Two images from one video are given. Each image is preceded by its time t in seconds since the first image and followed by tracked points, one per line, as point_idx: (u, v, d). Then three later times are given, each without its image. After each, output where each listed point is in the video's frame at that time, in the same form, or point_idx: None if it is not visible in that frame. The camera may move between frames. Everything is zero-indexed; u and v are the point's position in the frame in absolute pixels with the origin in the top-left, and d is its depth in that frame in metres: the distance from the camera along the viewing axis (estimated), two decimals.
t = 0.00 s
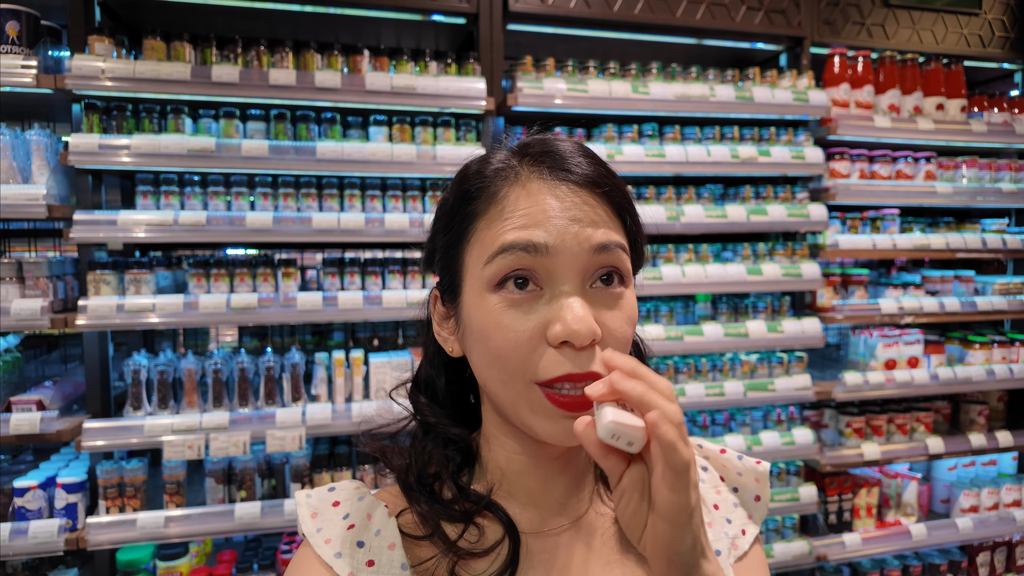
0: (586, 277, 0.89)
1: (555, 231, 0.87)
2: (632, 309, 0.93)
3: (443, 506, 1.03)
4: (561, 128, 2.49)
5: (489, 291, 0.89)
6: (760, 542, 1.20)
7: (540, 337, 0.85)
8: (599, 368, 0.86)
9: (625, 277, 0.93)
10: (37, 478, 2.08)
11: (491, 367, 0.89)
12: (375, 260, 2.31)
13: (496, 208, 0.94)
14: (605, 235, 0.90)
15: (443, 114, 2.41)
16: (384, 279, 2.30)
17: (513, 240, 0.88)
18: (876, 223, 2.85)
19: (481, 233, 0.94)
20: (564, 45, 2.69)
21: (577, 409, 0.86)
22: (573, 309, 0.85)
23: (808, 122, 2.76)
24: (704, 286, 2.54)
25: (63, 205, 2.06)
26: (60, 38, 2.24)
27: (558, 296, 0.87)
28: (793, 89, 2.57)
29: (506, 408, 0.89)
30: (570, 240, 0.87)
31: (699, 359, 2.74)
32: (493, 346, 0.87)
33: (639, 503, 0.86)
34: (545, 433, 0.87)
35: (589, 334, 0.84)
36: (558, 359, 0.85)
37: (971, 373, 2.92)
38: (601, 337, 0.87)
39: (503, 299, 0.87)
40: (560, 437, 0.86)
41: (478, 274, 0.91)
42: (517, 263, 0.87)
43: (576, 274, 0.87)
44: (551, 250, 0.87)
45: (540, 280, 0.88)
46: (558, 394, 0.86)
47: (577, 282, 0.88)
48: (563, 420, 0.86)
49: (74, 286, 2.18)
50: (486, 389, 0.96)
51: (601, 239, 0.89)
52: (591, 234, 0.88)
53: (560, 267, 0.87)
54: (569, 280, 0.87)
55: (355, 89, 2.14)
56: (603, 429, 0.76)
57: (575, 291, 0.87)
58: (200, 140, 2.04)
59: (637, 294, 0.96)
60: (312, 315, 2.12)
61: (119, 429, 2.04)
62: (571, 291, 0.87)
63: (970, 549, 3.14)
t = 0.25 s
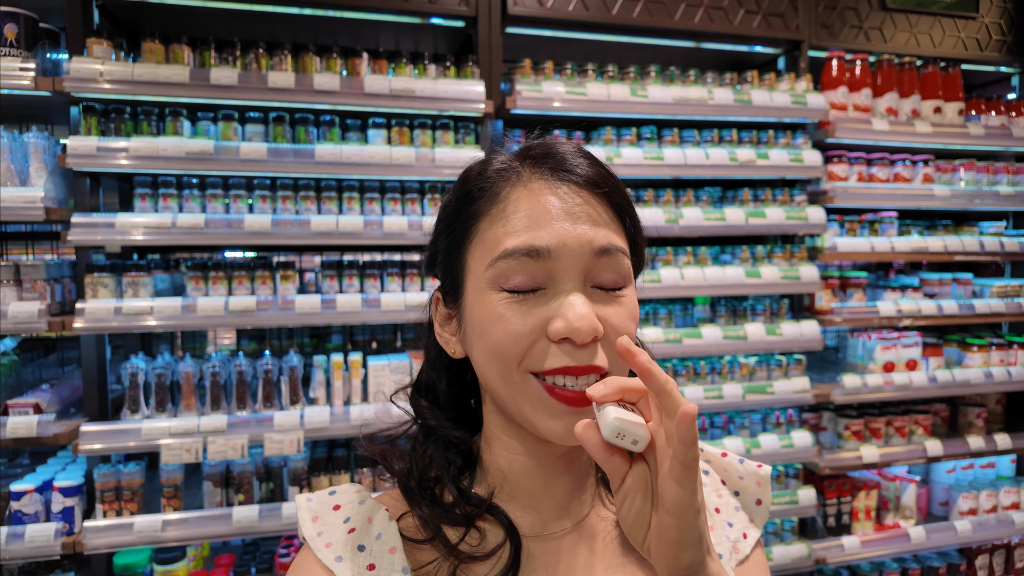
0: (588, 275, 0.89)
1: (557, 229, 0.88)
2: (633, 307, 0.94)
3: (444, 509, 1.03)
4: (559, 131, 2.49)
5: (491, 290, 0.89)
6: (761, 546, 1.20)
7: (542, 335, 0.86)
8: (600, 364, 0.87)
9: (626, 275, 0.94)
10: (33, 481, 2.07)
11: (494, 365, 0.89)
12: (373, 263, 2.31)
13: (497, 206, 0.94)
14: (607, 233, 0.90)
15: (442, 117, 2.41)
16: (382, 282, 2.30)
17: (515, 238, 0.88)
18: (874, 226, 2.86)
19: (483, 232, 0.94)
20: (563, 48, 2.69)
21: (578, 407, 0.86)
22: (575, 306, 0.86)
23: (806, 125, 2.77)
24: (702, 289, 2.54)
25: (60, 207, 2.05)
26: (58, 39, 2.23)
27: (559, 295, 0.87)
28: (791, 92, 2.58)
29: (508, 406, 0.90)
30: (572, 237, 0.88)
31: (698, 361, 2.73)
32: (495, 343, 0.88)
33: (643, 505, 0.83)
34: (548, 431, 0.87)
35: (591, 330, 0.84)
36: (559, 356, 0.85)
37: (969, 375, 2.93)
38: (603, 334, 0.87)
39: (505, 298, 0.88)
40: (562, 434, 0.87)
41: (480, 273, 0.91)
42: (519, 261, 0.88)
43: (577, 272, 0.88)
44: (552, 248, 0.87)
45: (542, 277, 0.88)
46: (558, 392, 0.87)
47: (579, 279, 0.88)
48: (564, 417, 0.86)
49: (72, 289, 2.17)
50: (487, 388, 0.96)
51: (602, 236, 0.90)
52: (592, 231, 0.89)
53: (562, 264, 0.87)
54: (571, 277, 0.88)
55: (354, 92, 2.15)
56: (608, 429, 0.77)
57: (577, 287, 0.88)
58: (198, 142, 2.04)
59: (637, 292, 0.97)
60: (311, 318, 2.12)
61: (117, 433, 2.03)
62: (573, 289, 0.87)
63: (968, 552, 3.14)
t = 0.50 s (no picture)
0: (588, 266, 0.90)
1: (557, 219, 0.89)
2: (633, 300, 0.94)
3: (441, 517, 1.03)
4: (557, 133, 2.50)
5: (492, 281, 0.90)
6: (762, 550, 1.20)
7: (544, 323, 0.86)
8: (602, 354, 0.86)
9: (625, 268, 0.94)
10: (29, 485, 2.07)
11: (495, 357, 0.88)
12: (371, 265, 2.30)
13: (496, 200, 0.95)
14: (605, 225, 0.92)
15: (440, 119, 2.41)
16: (380, 284, 2.30)
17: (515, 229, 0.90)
18: (872, 228, 2.86)
19: (483, 225, 0.95)
20: (560, 51, 2.70)
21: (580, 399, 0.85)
22: (576, 294, 0.86)
23: (802, 128, 2.78)
24: (699, 291, 2.55)
25: (56, 209, 2.05)
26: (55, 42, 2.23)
27: (560, 285, 0.87)
28: (788, 95, 2.58)
29: (508, 400, 0.89)
30: (572, 226, 0.89)
31: (695, 364, 2.73)
32: (497, 333, 0.87)
33: (645, 514, 0.85)
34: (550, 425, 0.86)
35: (592, 317, 0.84)
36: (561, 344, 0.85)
37: (966, 378, 2.93)
38: (604, 324, 0.87)
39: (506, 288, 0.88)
40: (564, 427, 0.86)
41: (481, 265, 0.92)
42: (520, 251, 0.89)
43: (578, 262, 0.89)
44: (552, 238, 0.88)
45: (543, 267, 0.89)
46: (561, 386, 0.86)
47: (579, 269, 0.89)
48: (566, 409, 0.85)
49: (69, 291, 2.17)
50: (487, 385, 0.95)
51: (601, 227, 0.91)
52: (591, 222, 0.90)
53: (562, 254, 0.88)
54: (571, 267, 0.88)
55: (352, 94, 2.15)
56: (613, 437, 0.77)
57: (577, 277, 0.88)
58: (196, 145, 2.04)
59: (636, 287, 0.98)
60: (308, 320, 2.12)
61: (113, 436, 2.02)
62: (573, 278, 0.88)
63: (966, 554, 3.14)
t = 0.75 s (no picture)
0: (591, 257, 0.92)
1: (561, 209, 0.91)
2: (635, 293, 0.95)
3: (441, 524, 1.02)
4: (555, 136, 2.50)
5: (499, 271, 0.90)
6: (768, 553, 1.19)
7: (552, 307, 0.85)
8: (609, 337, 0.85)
9: (627, 262, 0.96)
10: (27, 488, 2.06)
11: (503, 346, 0.88)
12: (369, 267, 2.30)
13: (500, 197, 0.98)
14: (607, 218, 0.94)
15: (438, 122, 2.41)
16: (379, 287, 2.30)
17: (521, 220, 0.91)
18: (870, 230, 2.87)
19: (487, 221, 0.97)
20: (559, 53, 2.70)
21: (589, 384, 0.84)
22: (583, 279, 0.86)
23: (800, 131, 2.78)
24: (698, 293, 2.55)
25: (54, 211, 2.04)
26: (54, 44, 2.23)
27: (566, 269, 0.88)
28: (786, 97, 2.59)
29: (516, 389, 0.87)
30: (576, 216, 0.91)
31: (694, 366, 2.74)
32: (505, 318, 0.87)
33: (652, 491, 0.80)
34: (559, 412, 0.84)
35: (599, 298, 0.84)
36: (569, 326, 0.84)
37: (964, 379, 2.93)
38: (609, 310, 0.87)
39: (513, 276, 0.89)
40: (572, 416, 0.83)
41: (486, 257, 0.93)
42: (526, 241, 0.90)
43: (582, 252, 0.90)
44: (556, 227, 0.90)
45: (548, 257, 0.90)
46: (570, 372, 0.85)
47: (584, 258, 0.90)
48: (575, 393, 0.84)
49: (67, 294, 2.16)
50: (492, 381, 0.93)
51: (603, 220, 0.93)
52: (593, 214, 0.93)
53: (567, 243, 0.90)
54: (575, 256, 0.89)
55: (351, 97, 2.15)
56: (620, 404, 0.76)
57: (582, 265, 0.89)
58: (195, 147, 2.04)
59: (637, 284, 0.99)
60: (307, 323, 2.12)
61: (111, 438, 2.02)
62: (579, 265, 0.89)
63: (965, 556, 3.14)
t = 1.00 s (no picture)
0: (591, 256, 0.92)
1: (559, 209, 0.92)
2: (637, 292, 0.94)
3: (442, 533, 1.02)
4: (554, 138, 2.50)
5: (499, 266, 0.91)
6: (775, 559, 1.18)
7: (552, 298, 0.85)
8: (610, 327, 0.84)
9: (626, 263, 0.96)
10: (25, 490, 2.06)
11: (504, 339, 0.87)
12: (369, 269, 2.30)
13: (501, 200, 0.99)
14: (605, 219, 0.95)
15: (438, 123, 2.42)
16: (378, 288, 2.29)
17: (520, 219, 0.92)
18: (868, 232, 2.87)
19: (488, 222, 0.98)
20: (558, 55, 2.71)
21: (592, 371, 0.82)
22: (583, 271, 0.86)
23: (799, 133, 2.79)
24: (697, 295, 2.55)
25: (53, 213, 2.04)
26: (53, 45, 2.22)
27: (567, 263, 0.88)
28: (784, 100, 2.59)
29: (519, 379, 0.86)
30: (574, 214, 0.92)
31: (693, 367, 2.74)
32: (506, 309, 0.86)
33: (653, 485, 0.80)
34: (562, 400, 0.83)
35: (599, 288, 0.84)
36: (569, 316, 0.84)
37: (962, 381, 2.94)
38: (610, 302, 0.87)
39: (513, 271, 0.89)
40: (574, 398, 0.82)
41: (487, 256, 0.94)
42: (526, 238, 0.91)
43: (581, 248, 0.91)
44: (555, 225, 0.91)
45: (548, 253, 0.90)
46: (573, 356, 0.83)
47: (583, 254, 0.90)
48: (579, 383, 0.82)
49: (65, 295, 2.16)
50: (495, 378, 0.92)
51: (601, 221, 0.94)
52: (591, 214, 0.94)
53: (566, 239, 0.90)
54: (575, 251, 0.90)
55: (350, 98, 2.15)
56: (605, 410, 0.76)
57: (582, 260, 0.89)
58: (194, 149, 2.04)
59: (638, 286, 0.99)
60: (306, 324, 2.11)
61: (109, 440, 2.01)
62: (578, 260, 0.89)
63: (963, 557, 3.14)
